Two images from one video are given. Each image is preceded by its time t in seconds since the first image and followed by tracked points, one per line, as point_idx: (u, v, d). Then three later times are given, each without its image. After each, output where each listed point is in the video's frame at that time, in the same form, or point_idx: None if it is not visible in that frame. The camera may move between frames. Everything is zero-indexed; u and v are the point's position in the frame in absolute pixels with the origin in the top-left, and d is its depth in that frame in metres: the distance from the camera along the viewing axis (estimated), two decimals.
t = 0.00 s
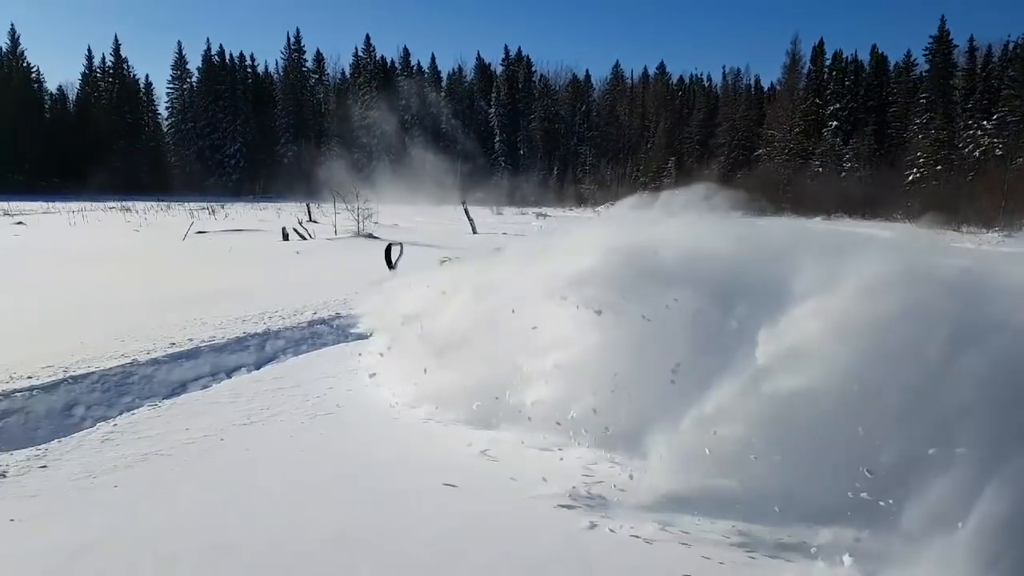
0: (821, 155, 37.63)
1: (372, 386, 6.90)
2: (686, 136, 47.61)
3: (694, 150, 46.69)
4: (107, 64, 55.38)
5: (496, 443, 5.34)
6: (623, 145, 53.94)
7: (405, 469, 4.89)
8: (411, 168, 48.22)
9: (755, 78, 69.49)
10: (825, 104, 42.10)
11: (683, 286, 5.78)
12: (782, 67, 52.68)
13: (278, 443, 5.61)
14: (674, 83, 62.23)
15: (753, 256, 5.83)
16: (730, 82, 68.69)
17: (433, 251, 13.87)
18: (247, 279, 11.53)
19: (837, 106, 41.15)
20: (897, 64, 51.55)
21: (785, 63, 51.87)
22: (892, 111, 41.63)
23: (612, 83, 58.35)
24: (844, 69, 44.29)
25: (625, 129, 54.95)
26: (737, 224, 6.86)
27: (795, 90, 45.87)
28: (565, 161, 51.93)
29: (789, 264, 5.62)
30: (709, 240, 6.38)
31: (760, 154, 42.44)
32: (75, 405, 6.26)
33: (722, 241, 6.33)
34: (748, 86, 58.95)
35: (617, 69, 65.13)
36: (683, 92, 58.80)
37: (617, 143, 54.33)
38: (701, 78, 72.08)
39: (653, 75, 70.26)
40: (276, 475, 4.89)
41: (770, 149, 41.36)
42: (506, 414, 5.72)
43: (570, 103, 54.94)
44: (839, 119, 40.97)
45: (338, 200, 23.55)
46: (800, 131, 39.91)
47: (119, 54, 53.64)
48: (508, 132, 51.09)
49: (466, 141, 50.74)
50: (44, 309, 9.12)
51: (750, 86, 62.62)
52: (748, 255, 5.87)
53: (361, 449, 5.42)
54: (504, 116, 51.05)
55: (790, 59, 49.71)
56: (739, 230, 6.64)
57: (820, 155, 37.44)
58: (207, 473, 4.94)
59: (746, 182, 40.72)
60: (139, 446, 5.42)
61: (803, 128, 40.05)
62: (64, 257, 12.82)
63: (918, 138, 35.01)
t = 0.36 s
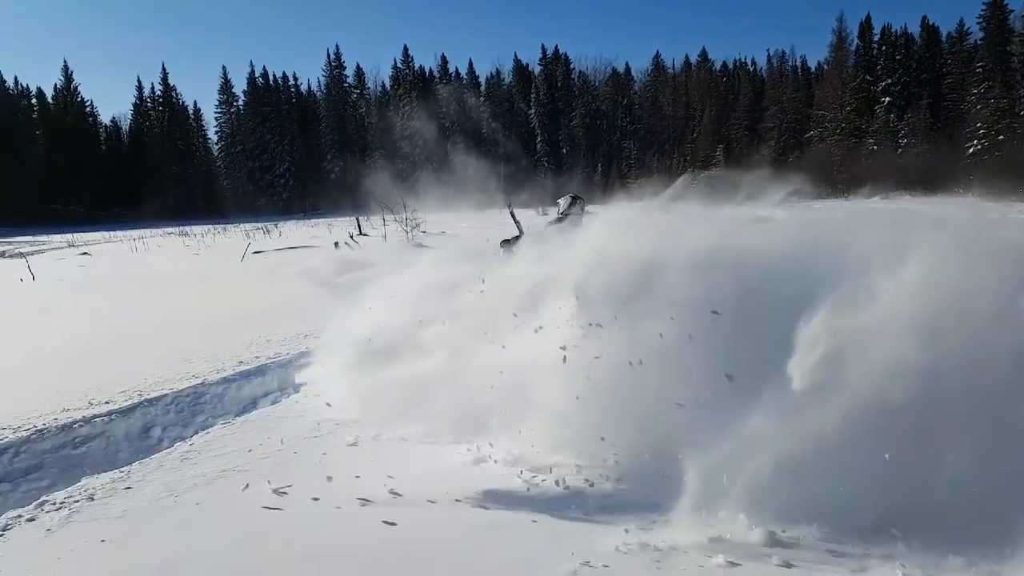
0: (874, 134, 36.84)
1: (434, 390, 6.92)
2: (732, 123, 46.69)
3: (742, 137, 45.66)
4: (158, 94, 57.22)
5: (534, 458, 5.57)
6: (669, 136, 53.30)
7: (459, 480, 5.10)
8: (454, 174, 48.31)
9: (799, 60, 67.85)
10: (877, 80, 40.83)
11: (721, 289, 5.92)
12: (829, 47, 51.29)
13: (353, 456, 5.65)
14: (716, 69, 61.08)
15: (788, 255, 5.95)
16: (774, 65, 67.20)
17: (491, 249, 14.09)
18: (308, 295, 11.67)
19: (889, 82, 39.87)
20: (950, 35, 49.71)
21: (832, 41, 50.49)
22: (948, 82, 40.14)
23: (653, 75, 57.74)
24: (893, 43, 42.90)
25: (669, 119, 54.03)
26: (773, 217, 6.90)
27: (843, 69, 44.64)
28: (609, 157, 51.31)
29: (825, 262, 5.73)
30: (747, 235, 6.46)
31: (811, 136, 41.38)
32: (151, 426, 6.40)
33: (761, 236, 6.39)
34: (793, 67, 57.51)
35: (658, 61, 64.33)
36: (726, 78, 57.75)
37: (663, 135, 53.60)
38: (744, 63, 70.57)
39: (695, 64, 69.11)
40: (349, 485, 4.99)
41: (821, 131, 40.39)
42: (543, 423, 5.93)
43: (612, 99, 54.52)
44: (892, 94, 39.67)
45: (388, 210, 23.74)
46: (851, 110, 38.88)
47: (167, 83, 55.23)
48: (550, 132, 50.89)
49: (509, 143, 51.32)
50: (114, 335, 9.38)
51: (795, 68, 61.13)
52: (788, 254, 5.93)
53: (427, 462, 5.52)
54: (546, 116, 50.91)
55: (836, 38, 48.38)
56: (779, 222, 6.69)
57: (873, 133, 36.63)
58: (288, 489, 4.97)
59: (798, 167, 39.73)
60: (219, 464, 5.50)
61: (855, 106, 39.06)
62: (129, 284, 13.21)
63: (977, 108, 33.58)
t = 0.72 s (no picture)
0: (906, 154, 36.47)
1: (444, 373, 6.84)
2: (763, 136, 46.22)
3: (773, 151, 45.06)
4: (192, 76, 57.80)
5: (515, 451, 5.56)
6: (698, 145, 53.20)
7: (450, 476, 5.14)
8: (480, 171, 48.31)
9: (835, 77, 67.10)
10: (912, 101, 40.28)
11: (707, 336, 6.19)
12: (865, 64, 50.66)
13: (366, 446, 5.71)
14: (749, 81, 60.53)
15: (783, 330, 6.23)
16: (809, 80, 66.49)
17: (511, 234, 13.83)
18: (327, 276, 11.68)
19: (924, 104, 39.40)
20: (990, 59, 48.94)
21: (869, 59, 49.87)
22: (984, 107, 39.58)
23: (686, 83, 57.42)
24: (931, 65, 42.30)
25: (700, 129, 53.75)
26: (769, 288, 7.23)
27: (878, 88, 44.09)
28: (636, 164, 50.77)
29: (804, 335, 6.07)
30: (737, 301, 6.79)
31: (842, 154, 40.92)
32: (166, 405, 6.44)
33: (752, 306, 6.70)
34: (828, 83, 56.88)
35: (691, 70, 63.94)
36: (759, 91, 57.25)
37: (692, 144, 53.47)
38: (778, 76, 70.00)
39: (728, 74, 68.49)
40: (357, 474, 5.09)
41: (853, 149, 40.08)
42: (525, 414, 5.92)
43: (643, 105, 54.23)
44: (927, 116, 39.17)
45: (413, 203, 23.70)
46: (883, 129, 38.64)
47: (201, 66, 55.73)
48: (577, 135, 50.77)
49: (536, 142, 51.03)
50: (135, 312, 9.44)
51: (831, 84, 60.45)
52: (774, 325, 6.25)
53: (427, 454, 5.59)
54: (575, 119, 50.76)
55: (874, 55, 47.78)
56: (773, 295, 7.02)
57: (905, 154, 36.26)
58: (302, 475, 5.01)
59: (826, 185, 39.28)
60: (235, 446, 5.53)
61: (886, 126, 38.86)
62: (152, 262, 13.30)
63: (1014, 134, 32.98)
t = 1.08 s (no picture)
0: (947, 186, 35.87)
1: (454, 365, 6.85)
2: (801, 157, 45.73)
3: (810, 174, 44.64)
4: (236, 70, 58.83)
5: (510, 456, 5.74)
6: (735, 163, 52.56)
7: (455, 486, 5.32)
8: (513, 178, 48.37)
9: (877, 102, 66.30)
10: (955, 131, 39.64)
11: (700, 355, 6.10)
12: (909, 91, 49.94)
13: (390, 452, 5.86)
14: (790, 103, 59.85)
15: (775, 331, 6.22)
16: (851, 104, 65.70)
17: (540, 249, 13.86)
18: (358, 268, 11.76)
19: (967, 135, 38.71)
20: None
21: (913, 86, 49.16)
22: None
23: (724, 100, 57.11)
24: (977, 95, 41.58)
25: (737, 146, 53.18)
26: (774, 293, 7.10)
27: (921, 116, 43.45)
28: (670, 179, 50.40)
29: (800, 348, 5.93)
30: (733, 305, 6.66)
31: (881, 181, 40.38)
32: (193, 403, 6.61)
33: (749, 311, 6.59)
34: (871, 109, 56.08)
35: (731, 87, 63.60)
36: (799, 111, 56.77)
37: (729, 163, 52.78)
38: (819, 99, 69.38)
39: (770, 94, 67.74)
40: (373, 479, 5.19)
41: (892, 177, 39.50)
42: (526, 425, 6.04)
43: (680, 120, 53.97)
44: (969, 148, 38.49)
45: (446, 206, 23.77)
46: (925, 159, 38.02)
47: (247, 61, 56.67)
48: (613, 147, 50.61)
49: (572, 151, 51.34)
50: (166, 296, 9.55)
51: (872, 109, 59.73)
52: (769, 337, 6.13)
53: (438, 464, 5.68)
54: (610, 131, 50.75)
55: (918, 82, 47.10)
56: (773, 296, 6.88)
57: (946, 185, 35.69)
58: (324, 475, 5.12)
59: (863, 212, 38.78)
60: (260, 439, 5.64)
61: (929, 155, 38.22)
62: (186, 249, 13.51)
63: None
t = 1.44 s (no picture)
0: None
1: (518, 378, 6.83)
2: (871, 169, 44.24)
3: (881, 186, 43.17)
4: (300, 98, 60.71)
5: (562, 455, 5.68)
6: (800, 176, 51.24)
7: (525, 501, 5.27)
8: (569, 195, 48.21)
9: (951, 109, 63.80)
10: None
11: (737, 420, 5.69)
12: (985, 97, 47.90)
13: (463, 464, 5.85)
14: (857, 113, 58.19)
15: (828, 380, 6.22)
16: (923, 112, 63.39)
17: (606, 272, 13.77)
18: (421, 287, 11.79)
19: None
20: None
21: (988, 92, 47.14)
22: None
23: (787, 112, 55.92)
24: None
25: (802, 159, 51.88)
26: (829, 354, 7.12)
27: (998, 122, 41.54)
28: (733, 193, 49.45)
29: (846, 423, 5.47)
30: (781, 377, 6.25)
31: (957, 191, 38.69)
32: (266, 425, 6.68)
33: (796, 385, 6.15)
34: (943, 117, 54.03)
35: (794, 99, 62.27)
36: (866, 122, 55.12)
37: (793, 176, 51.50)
38: (888, 108, 67.24)
39: (834, 106, 66.02)
40: (445, 500, 5.19)
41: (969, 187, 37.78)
42: (576, 421, 5.98)
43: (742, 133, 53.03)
44: None
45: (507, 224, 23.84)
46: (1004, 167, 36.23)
47: (310, 89, 58.44)
48: (672, 162, 50.06)
49: (630, 162, 51.92)
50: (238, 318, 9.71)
51: (945, 117, 57.49)
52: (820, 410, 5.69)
53: (508, 473, 5.63)
54: (669, 146, 50.15)
55: (994, 88, 45.13)
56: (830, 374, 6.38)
57: None
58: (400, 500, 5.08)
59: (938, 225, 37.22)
60: (334, 464, 5.67)
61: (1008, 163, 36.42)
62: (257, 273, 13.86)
63: None
